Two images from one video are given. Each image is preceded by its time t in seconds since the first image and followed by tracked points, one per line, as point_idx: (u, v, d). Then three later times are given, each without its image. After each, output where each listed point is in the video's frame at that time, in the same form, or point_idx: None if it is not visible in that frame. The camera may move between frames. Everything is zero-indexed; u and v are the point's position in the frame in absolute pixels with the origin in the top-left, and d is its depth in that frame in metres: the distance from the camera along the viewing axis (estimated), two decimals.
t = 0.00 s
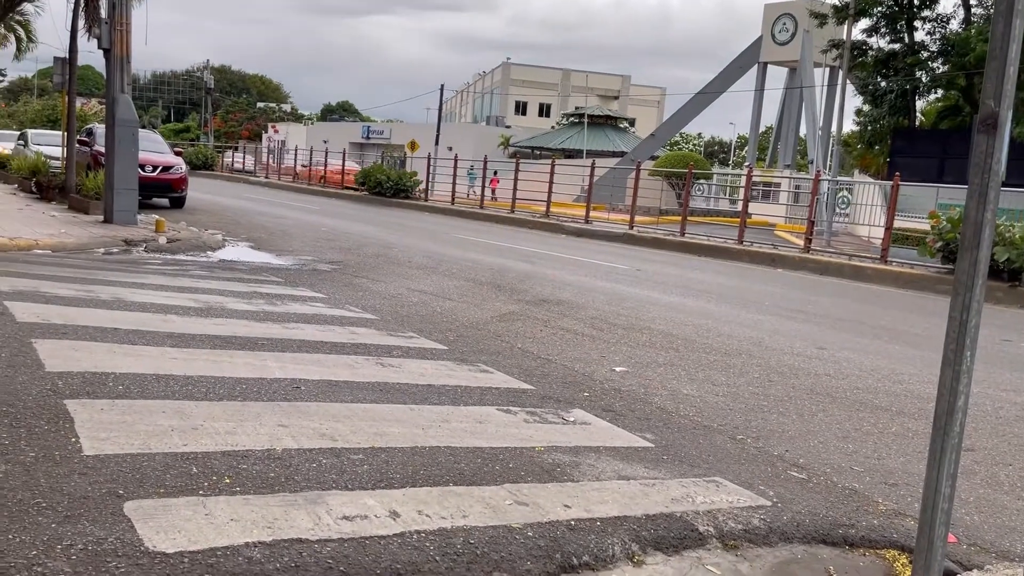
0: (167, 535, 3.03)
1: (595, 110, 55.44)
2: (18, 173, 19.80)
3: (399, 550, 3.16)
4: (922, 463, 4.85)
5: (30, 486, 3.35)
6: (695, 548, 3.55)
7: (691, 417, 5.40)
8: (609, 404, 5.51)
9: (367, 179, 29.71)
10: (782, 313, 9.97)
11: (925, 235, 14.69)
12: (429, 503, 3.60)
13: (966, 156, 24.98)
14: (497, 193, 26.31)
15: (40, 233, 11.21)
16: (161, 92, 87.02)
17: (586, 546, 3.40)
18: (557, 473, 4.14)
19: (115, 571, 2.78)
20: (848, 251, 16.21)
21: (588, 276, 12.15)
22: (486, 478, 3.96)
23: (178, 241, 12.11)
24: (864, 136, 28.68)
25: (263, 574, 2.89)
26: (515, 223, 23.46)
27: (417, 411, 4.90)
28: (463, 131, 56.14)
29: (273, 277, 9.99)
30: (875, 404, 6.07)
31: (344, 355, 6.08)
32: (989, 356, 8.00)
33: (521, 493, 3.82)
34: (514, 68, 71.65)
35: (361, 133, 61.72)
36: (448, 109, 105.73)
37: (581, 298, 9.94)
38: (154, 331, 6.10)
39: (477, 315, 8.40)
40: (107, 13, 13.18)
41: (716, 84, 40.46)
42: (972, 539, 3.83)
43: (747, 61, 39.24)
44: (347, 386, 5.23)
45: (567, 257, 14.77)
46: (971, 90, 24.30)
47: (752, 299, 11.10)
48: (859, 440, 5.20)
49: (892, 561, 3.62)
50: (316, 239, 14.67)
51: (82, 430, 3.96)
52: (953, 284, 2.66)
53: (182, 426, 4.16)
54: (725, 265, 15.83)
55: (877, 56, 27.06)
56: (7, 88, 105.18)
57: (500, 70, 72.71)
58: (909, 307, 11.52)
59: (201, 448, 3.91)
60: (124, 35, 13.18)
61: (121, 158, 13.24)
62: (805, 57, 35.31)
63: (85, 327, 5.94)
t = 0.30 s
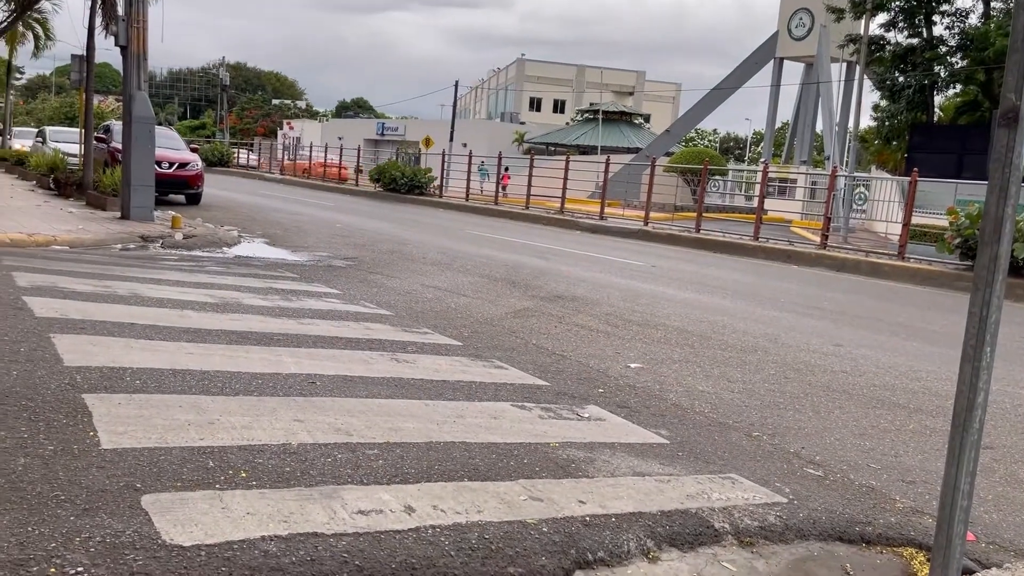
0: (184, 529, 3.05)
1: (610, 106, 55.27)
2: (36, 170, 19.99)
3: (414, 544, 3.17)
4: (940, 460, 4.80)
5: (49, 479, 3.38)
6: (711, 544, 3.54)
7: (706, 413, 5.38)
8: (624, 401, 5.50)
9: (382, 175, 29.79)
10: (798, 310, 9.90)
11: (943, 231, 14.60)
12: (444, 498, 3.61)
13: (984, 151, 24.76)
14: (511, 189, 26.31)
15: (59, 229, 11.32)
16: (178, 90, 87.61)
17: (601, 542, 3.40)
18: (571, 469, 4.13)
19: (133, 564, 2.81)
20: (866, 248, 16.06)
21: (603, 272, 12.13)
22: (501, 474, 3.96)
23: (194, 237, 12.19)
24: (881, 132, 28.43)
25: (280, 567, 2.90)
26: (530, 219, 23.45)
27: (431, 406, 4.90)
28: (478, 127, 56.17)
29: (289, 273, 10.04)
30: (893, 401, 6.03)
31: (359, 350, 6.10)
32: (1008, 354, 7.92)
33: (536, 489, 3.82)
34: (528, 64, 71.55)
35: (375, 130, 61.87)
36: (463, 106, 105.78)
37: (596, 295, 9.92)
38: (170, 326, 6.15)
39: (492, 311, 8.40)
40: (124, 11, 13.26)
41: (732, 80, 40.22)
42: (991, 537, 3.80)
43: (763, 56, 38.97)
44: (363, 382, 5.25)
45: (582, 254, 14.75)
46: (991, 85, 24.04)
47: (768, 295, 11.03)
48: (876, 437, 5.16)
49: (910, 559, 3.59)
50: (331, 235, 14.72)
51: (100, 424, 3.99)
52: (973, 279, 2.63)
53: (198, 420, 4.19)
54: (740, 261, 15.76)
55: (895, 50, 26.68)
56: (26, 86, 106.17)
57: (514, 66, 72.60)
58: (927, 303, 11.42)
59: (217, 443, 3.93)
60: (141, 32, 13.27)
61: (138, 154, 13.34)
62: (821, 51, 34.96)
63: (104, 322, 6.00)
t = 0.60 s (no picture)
0: (199, 523, 3.09)
1: (624, 103, 55.12)
2: (55, 168, 20.20)
3: (427, 539, 3.18)
4: (955, 458, 4.78)
5: (67, 473, 3.43)
6: (723, 541, 3.53)
7: (720, 410, 5.36)
8: (636, 397, 5.49)
9: (396, 172, 29.86)
10: (813, 307, 9.85)
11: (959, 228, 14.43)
12: (456, 493, 3.62)
13: (1003, 147, 24.50)
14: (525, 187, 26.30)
15: (77, 227, 11.44)
16: (194, 88, 88.15)
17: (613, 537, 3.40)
18: (583, 465, 4.13)
19: (149, 556, 2.84)
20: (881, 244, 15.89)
21: (617, 269, 12.13)
22: (513, 469, 3.97)
23: (210, 235, 12.28)
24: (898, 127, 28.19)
25: (294, 560, 2.93)
26: (543, 216, 23.44)
27: (444, 402, 4.93)
28: (492, 124, 56.17)
29: (303, 270, 10.10)
30: (908, 398, 5.99)
31: (373, 346, 6.13)
32: None
33: (548, 485, 3.83)
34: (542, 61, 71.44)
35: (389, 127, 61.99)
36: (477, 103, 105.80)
37: (609, 291, 9.91)
38: (186, 322, 6.21)
39: (505, 308, 8.41)
40: (141, 10, 13.36)
41: (747, 76, 39.99)
42: (1006, 534, 3.77)
43: (778, 52, 38.72)
44: (376, 378, 5.27)
45: (595, 250, 14.74)
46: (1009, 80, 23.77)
47: (782, 292, 10.98)
48: (891, 435, 5.13)
49: (925, 557, 3.58)
50: (345, 232, 14.79)
51: (117, 419, 4.04)
52: (986, 275, 2.60)
53: (214, 416, 4.23)
54: (755, 258, 15.70)
55: (912, 45, 26.39)
56: (44, 85, 107.03)
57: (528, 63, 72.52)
58: (943, 300, 11.34)
59: (232, 438, 3.96)
60: (158, 31, 13.38)
61: (154, 152, 13.45)
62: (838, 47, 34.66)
63: (121, 318, 6.06)
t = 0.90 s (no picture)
0: (213, 518, 3.11)
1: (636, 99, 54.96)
2: (70, 166, 20.35)
3: (439, 536, 3.19)
4: (970, 456, 4.75)
5: (82, 468, 3.45)
6: (735, 538, 3.52)
7: (732, 407, 5.34)
8: (648, 394, 5.48)
9: (407, 169, 29.89)
10: (827, 303, 9.78)
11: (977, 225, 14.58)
12: (468, 490, 3.63)
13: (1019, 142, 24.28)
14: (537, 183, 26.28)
15: (91, 225, 11.52)
16: (207, 86, 88.61)
17: (625, 534, 3.40)
18: (595, 462, 4.13)
19: (164, 551, 2.86)
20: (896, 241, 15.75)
21: (629, 266, 12.10)
22: (525, 466, 3.98)
23: (223, 232, 12.35)
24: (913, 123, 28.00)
25: (307, 556, 2.94)
26: (555, 213, 23.43)
27: (455, 398, 4.93)
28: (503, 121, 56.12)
29: (316, 267, 10.13)
30: (923, 396, 5.95)
31: (385, 343, 6.15)
32: None
33: (560, 481, 3.83)
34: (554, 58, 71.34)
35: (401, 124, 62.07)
36: (488, 100, 105.77)
37: (621, 288, 9.89)
38: (199, 319, 6.24)
39: (516, 305, 8.41)
40: (154, 8, 13.42)
41: (760, 71, 39.79)
42: (1020, 532, 3.75)
43: (791, 47, 38.49)
44: (388, 374, 5.29)
45: (607, 247, 14.71)
46: None
47: (796, 289, 10.92)
48: (905, 432, 5.11)
49: (939, 554, 3.57)
50: (357, 229, 14.83)
51: (132, 415, 4.07)
52: (1002, 270, 2.58)
53: (228, 412, 4.25)
54: (767, 255, 15.63)
55: (927, 40, 26.34)
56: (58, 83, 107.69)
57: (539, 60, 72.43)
58: (958, 297, 11.25)
59: (246, 434, 3.98)
60: (171, 30, 13.43)
61: (168, 150, 13.52)
62: (851, 41, 34.47)
63: (134, 315, 6.10)
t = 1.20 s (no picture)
0: (227, 515, 3.12)
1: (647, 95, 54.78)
2: (83, 165, 20.48)
3: (451, 532, 3.20)
4: (985, 453, 4.71)
5: (97, 464, 3.48)
6: (748, 535, 3.51)
7: (744, 404, 5.33)
8: (661, 391, 5.47)
9: (418, 167, 29.94)
10: (839, 300, 9.72)
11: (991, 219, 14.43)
12: (480, 487, 3.63)
13: None
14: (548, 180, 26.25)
15: (104, 222, 11.60)
16: (219, 84, 89.01)
17: (638, 531, 3.39)
18: (608, 459, 4.12)
19: (178, 547, 2.88)
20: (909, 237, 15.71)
21: (640, 262, 12.07)
22: (537, 463, 3.98)
23: (235, 229, 12.40)
24: (926, 118, 27.77)
25: (320, 552, 2.95)
26: (566, 209, 23.40)
27: (467, 395, 4.94)
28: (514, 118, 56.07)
29: (327, 264, 10.16)
30: (936, 392, 5.91)
31: (396, 340, 6.15)
32: None
33: (572, 478, 3.82)
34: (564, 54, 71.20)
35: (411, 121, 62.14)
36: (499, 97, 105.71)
37: (633, 285, 9.87)
38: (213, 316, 6.27)
39: (528, 302, 8.40)
40: (166, 6, 13.45)
41: (771, 67, 39.56)
42: None
43: (803, 43, 38.25)
44: (400, 371, 5.30)
45: (618, 244, 14.69)
46: None
47: (808, 285, 10.86)
48: (918, 429, 5.08)
49: (954, 552, 3.54)
50: (368, 226, 14.86)
51: (146, 411, 4.09)
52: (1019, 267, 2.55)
53: (241, 408, 4.27)
54: (779, 251, 15.56)
55: (940, 35, 26.12)
56: (70, 82, 108.30)
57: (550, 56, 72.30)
58: (973, 294, 11.17)
59: (259, 431, 4.00)
60: (183, 28, 13.47)
61: (179, 148, 13.57)
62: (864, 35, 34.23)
63: (148, 312, 6.13)
